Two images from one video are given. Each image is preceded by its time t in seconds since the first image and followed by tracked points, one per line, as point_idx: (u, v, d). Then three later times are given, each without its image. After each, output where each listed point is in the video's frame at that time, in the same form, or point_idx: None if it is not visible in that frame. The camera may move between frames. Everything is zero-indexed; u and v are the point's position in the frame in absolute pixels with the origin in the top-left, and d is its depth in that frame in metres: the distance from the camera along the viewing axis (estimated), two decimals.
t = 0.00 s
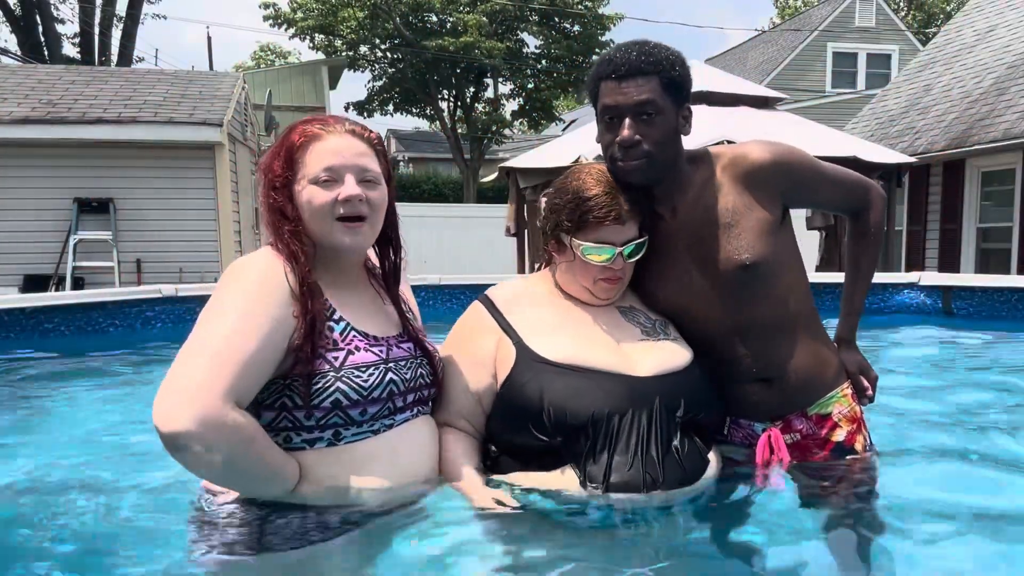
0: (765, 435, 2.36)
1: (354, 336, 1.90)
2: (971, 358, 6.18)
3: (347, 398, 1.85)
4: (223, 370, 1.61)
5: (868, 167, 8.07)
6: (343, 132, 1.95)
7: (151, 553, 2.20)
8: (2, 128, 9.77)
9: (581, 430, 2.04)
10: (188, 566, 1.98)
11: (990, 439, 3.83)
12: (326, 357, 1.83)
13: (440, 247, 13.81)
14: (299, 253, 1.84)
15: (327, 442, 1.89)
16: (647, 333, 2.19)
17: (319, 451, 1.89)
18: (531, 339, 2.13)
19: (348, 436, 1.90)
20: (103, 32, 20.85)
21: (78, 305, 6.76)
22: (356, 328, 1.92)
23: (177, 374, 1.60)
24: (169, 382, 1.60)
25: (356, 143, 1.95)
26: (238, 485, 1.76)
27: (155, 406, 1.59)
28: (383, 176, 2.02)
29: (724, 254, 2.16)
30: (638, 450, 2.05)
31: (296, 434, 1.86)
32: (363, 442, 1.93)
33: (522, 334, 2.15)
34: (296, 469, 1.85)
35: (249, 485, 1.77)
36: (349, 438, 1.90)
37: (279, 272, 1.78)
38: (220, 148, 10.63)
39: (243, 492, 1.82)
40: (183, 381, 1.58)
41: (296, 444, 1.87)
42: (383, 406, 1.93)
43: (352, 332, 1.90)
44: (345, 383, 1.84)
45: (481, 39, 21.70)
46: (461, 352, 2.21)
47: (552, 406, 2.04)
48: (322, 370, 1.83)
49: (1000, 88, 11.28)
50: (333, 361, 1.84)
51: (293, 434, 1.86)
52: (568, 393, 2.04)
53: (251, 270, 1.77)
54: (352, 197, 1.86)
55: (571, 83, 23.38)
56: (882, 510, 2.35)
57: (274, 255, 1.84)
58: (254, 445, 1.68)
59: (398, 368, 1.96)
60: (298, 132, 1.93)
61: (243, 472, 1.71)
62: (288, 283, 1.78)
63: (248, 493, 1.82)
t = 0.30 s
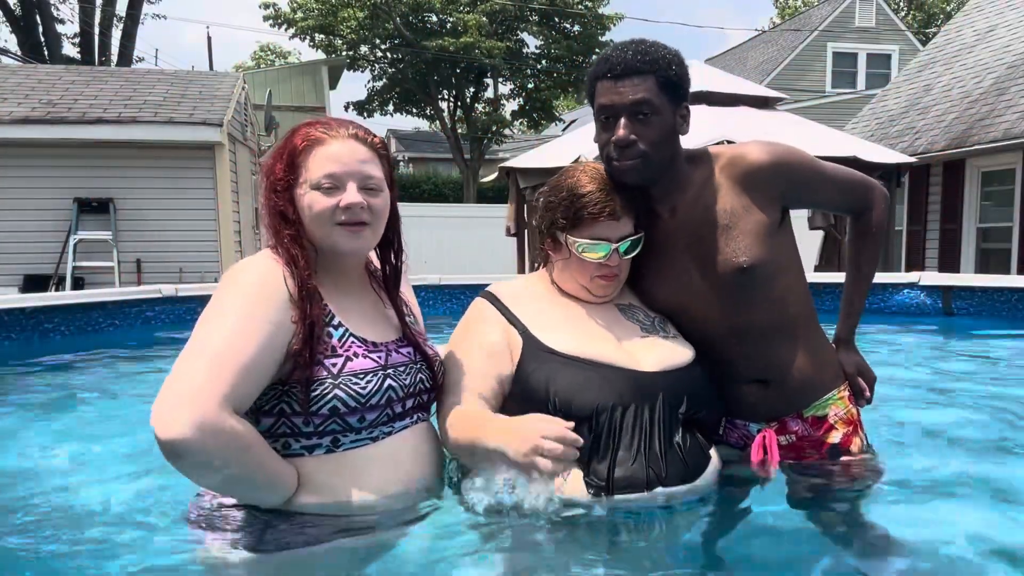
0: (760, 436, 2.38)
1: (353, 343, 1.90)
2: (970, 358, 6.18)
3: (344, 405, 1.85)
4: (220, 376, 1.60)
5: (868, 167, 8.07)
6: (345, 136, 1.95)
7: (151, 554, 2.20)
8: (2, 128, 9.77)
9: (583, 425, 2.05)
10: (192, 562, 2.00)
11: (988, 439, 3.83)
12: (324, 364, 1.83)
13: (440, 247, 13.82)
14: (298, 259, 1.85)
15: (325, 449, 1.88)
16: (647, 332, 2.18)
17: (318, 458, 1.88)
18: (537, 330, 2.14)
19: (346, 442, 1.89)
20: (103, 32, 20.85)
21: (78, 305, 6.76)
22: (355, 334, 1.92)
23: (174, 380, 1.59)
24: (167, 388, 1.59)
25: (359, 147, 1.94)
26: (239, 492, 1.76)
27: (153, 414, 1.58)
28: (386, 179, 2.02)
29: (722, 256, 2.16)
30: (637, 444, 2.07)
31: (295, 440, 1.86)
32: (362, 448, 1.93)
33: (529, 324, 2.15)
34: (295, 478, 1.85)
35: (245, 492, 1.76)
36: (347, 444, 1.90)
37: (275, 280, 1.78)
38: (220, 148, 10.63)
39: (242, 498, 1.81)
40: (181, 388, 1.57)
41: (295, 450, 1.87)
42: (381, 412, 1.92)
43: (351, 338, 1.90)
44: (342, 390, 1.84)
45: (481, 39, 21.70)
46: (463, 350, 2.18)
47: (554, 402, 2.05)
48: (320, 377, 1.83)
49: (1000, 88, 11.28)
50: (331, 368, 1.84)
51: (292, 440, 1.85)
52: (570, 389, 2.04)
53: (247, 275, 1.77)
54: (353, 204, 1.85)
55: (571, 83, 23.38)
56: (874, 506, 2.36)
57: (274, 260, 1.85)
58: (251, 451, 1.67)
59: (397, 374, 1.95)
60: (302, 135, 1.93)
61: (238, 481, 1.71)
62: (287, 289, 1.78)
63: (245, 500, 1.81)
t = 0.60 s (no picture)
0: (758, 435, 2.37)
1: (362, 338, 1.90)
2: (970, 358, 6.18)
3: (356, 399, 1.85)
4: (236, 373, 1.59)
5: (868, 167, 8.06)
6: (351, 137, 1.94)
7: (154, 557, 2.20)
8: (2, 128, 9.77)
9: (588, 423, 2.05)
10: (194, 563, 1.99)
11: (986, 439, 3.83)
12: (336, 357, 1.83)
13: (440, 247, 13.82)
14: (307, 256, 1.83)
15: (335, 445, 1.87)
16: (648, 333, 2.17)
17: (329, 454, 1.87)
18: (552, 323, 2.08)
19: (357, 438, 1.88)
20: (103, 32, 20.86)
21: (78, 305, 6.76)
22: (363, 329, 1.92)
23: (190, 378, 1.57)
24: (184, 384, 1.57)
25: (364, 148, 1.93)
26: (254, 487, 1.74)
27: (172, 408, 1.57)
28: (390, 180, 2.02)
29: (721, 257, 2.16)
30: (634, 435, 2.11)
31: (306, 436, 1.84)
32: (372, 444, 1.92)
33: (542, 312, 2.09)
34: (307, 475, 1.84)
35: (262, 486, 1.75)
36: (358, 440, 1.89)
37: (286, 275, 1.76)
38: (220, 148, 10.62)
39: (254, 494, 1.79)
40: (199, 383, 1.56)
41: (305, 446, 1.85)
42: (391, 408, 1.93)
43: (360, 333, 1.90)
44: (355, 383, 1.84)
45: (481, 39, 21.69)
46: (467, 340, 2.06)
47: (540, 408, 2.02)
48: (332, 371, 1.82)
49: (1000, 88, 11.27)
50: (343, 362, 1.84)
51: (302, 436, 1.83)
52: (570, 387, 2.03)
53: (257, 272, 1.75)
54: (358, 206, 1.85)
55: (571, 84, 23.39)
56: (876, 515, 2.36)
57: (283, 254, 1.83)
58: (270, 443, 1.67)
59: (406, 370, 1.97)
60: (308, 135, 1.92)
61: (258, 473, 1.70)
62: (299, 283, 1.77)
63: (259, 494, 1.79)
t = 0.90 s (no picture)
0: (755, 436, 2.35)
1: (371, 335, 1.93)
2: (970, 358, 6.18)
3: (369, 393, 1.89)
4: (266, 366, 1.59)
5: (868, 167, 8.06)
6: (357, 138, 1.94)
7: (162, 556, 2.22)
8: (2, 128, 9.78)
9: (590, 421, 2.05)
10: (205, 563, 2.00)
11: (986, 439, 3.83)
12: (349, 353, 1.85)
13: (440, 247, 13.82)
14: (316, 253, 1.83)
15: (347, 439, 1.91)
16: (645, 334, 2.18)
17: (341, 448, 1.90)
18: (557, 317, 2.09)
19: (368, 432, 1.92)
20: (103, 32, 20.86)
21: (78, 305, 6.76)
22: (370, 325, 1.95)
23: (219, 373, 1.57)
24: (213, 380, 1.57)
25: (371, 148, 1.93)
26: (276, 479, 1.77)
27: (201, 399, 1.57)
28: (395, 179, 2.02)
29: (720, 254, 2.16)
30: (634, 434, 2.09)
31: (317, 431, 1.87)
32: (382, 438, 1.96)
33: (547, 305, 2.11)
34: (324, 468, 1.87)
35: (283, 479, 1.78)
36: (369, 434, 1.93)
37: (301, 270, 1.76)
38: (220, 148, 10.62)
39: (270, 485, 1.82)
40: (228, 377, 1.56)
41: (319, 441, 1.88)
42: (401, 402, 1.97)
43: (369, 330, 1.93)
44: (367, 378, 1.88)
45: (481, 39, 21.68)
46: (473, 331, 2.06)
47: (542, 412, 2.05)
48: (345, 366, 1.85)
49: (1000, 88, 11.28)
50: (355, 357, 1.87)
51: (315, 430, 1.86)
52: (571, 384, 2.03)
53: (272, 269, 1.74)
54: (367, 205, 1.86)
55: (571, 84, 23.39)
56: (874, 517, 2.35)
57: (291, 250, 1.82)
58: (298, 437, 1.69)
59: (413, 365, 2.00)
60: (314, 135, 1.92)
61: (282, 467, 1.72)
62: (314, 279, 1.77)
63: (278, 487, 1.82)
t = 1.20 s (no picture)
0: (753, 436, 2.35)
1: (375, 335, 1.93)
2: (970, 357, 6.17)
3: (376, 392, 1.89)
4: (273, 367, 1.59)
5: (868, 167, 8.06)
6: (354, 140, 1.94)
7: (166, 554, 2.22)
8: (2, 128, 9.78)
9: (590, 424, 2.07)
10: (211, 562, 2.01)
11: (985, 438, 3.83)
12: (354, 354, 1.86)
13: (440, 247, 13.82)
14: (316, 257, 1.83)
15: (355, 439, 1.93)
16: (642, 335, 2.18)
17: (349, 448, 1.93)
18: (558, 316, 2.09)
19: (376, 431, 1.94)
20: (103, 32, 20.86)
21: (78, 305, 6.76)
22: (374, 326, 1.95)
23: (227, 373, 1.57)
24: (222, 381, 1.57)
25: (368, 150, 1.93)
26: (283, 481, 1.78)
27: (211, 402, 1.57)
28: (394, 181, 2.02)
29: (717, 253, 2.16)
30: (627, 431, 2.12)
31: (326, 432, 1.89)
32: (390, 437, 1.98)
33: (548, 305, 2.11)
34: (333, 471, 1.89)
35: (292, 481, 1.79)
36: (377, 433, 1.95)
37: (302, 271, 1.76)
38: (220, 148, 10.62)
39: (279, 487, 1.84)
40: (239, 380, 1.56)
41: (327, 442, 1.90)
42: (407, 401, 1.98)
43: (373, 330, 1.93)
44: (373, 378, 1.88)
45: (481, 39, 21.67)
46: (476, 331, 2.07)
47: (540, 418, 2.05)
48: (352, 367, 1.85)
49: (1000, 88, 11.27)
50: (361, 359, 1.87)
51: (324, 432, 1.88)
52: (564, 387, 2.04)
53: (274, 273, 1.74)
54: (366, 206, 1.86)
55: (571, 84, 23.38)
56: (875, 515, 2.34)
57: (290, 253, 1.82)
58: (307, 437, 1.70)
59: (417, 364, 2.01)
60: (311, 137, 1.91)
61: (295, 467, 1.74)
62: (316, 282, 1.77)
63: (287, 488, 1.84)
